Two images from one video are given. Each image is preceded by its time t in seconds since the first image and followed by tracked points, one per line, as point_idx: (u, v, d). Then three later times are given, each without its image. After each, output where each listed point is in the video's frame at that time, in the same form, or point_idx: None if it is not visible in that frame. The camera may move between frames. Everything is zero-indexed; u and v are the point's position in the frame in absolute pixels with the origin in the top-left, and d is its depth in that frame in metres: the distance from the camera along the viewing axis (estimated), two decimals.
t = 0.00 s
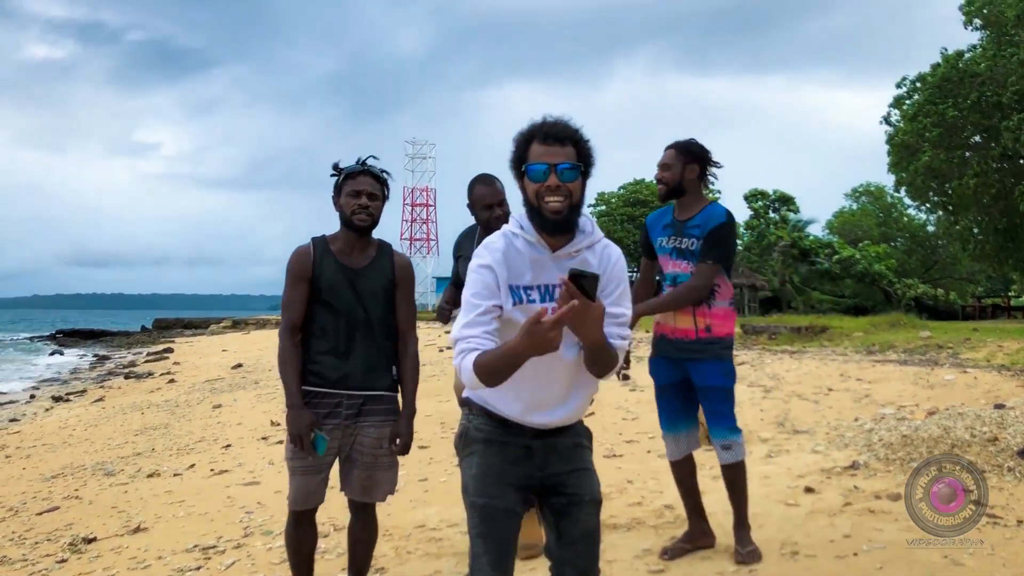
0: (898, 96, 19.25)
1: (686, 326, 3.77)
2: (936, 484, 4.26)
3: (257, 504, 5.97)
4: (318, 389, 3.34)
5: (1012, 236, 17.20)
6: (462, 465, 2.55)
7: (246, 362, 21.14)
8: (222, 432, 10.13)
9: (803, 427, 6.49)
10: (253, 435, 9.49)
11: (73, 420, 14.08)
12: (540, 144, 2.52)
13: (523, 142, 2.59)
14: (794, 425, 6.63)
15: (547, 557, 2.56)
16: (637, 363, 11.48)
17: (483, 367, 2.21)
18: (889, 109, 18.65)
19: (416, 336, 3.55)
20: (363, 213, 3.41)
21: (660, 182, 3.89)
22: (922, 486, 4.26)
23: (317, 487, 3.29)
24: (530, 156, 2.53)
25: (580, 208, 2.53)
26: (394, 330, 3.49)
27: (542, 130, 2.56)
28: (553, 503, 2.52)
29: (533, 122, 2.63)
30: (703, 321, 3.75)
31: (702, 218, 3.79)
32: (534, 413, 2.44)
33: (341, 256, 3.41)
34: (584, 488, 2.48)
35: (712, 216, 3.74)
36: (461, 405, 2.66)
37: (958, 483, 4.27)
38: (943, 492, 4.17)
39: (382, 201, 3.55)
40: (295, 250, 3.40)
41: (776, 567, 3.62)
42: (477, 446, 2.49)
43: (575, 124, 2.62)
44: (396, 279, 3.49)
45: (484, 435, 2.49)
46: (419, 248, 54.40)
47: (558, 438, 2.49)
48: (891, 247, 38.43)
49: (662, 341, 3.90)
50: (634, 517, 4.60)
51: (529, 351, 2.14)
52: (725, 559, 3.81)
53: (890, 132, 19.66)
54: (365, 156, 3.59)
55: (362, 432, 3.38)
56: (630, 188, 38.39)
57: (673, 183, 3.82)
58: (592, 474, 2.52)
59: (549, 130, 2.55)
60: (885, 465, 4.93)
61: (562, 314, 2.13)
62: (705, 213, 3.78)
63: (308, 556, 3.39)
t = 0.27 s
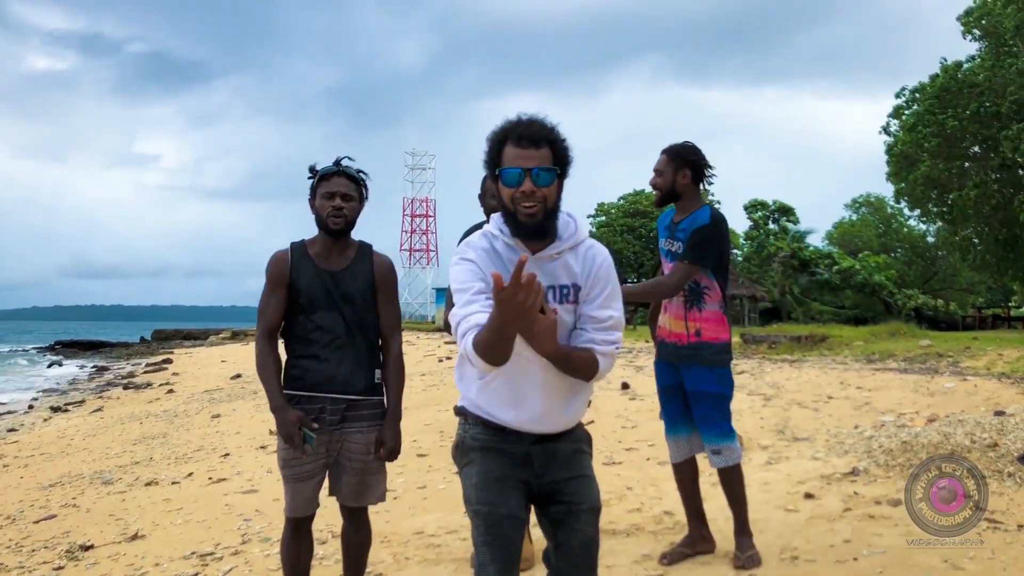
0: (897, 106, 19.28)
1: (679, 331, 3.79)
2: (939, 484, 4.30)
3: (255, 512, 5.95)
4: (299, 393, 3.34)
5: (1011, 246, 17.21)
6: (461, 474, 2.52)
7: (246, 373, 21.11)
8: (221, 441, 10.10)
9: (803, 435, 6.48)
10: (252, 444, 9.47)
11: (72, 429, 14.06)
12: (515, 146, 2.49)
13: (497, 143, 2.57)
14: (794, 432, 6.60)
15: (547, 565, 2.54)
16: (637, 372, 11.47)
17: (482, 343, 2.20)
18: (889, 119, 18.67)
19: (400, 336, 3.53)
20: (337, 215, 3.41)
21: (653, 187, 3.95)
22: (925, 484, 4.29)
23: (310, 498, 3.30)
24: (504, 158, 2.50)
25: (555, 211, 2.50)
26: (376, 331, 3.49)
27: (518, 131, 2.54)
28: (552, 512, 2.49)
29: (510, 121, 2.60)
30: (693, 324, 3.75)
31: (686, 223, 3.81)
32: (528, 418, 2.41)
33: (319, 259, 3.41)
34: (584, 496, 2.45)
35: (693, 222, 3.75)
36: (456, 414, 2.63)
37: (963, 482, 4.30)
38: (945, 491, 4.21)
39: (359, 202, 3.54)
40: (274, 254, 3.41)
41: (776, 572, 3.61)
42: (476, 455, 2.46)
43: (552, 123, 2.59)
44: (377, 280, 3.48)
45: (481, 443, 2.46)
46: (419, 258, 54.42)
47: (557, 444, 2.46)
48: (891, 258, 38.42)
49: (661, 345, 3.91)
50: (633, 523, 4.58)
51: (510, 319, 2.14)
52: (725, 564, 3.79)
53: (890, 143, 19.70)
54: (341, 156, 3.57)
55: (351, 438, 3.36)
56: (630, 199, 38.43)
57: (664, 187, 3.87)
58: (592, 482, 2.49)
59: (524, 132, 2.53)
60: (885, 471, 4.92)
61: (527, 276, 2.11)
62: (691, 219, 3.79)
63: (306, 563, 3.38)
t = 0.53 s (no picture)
0: (896, 112, 19.30)
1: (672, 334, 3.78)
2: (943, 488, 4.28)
3: (253, 513, 5.93)
4: (276, 401, 3.32)
5: (1011, 251, 17.21)
6: (452, 474, 2.49)
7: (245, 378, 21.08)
8: (220, 445, 10.08)
9: (803, 436, 6.47)
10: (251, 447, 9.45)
11: (71, 434, 14.03)
12: (491, 133, 2.44)
13: (474, 131, 2.51)
14: (793, 434, 6.59)
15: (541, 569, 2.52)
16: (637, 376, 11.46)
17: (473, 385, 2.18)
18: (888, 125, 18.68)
19: (382, 334, 3.54)
20: (303, 219, 3.41)
21: (661, 196, 3.91)
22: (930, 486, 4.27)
23: (290, 502, 3.29)
24: (481, 146, 2.45)
25: (536, 198, 2.46)
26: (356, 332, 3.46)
27: (494, 117, 2.48)
28: (545, 516, 2.46)
29: (486, 106, 2.56)
30: (688, 329, 3.74)
31: (693, 235, 3.77)
32: (516, 414, 2.39)
33: (292, 264, 3.43)
34: (578, 496, 2.43)
35: (702, 236, 3.71)
36: (445, 414, 2.61)
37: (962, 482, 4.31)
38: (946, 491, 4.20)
39: (327, 203, 3.53)
40: (248, 265, 3.46)
41: (774, 570, 3.60)
42: (467, 454, 2.43)
43: (530, 107, 2.54)
44: (352, 280, 3.47)
45: (471, 440, 2.44)
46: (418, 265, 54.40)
47: (550, 442, 2.45)
48: (891, 263, 38.42)
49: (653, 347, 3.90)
50: (632, 523, 4.57)
51: (506, 375, 2.09)
52: (724, 563, 3.78)
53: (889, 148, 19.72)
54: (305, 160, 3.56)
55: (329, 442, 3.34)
56: (630, 205, 38.45)
57: (674, 198, 3.84)
58: (585, 486, 2.47)
59: (501, 117, 2.48)
60: (885, 471, 4.91)
61: (530, 339, 2.05)
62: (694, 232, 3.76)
63: (294, 567, 3.38)
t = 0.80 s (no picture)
0: (896, 111, 19.31)
1: (685, 321, 3.77)
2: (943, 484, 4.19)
3: (253, 509, 5.92)
4: (270, 389, 3.31)
5: (1011, 249, 17.21)
6: (450, 485, 2.39)
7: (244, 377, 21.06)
8: (219, 442, 10.06)
9: (804, 432, 6.46)
10: (251, 445, 9.44)
11: (70, 432, 14.01)
12: (477, 124, 2.42)
13: (460, 122, 2.50)
14: (794, 430, 6.58)
15: None
16: (636, 374, 11.45)
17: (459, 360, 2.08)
18: (888, 123, 18.68)
19: (370, 312, 3.46)
20: (282, 195, 3.41)
21: (688, 176, 3.84)
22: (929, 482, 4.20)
23: (293, 491, 3.32)
24: (468, 137, 2.43)
25: (526, 192, 2.44)
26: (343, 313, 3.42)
27: (481, 107, 2.46)
28: (551, 524, 2.35)
29: (472, 96, 2.54)
30: (702, 315, 3.74)
31: (724, 221, 3.76)
32: (513, 418, 2.32)
33: (279, 244, 3.43)
34: (583, 498, 2.35)
35: (739, 224, 3.72)
36: (435, 424, 2.51)
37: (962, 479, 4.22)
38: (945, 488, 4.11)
39: (308, 179, 3.52)
40: (240, 246, 3.49)
41: (777, 563, 3.59)
42: (465, 462, 2.34)
43: (517, 97, 2.52)
44: (339, 260, 3.42)
45: (469, 448, 2.35)
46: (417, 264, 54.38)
47: (548, 444, 2.37)
48: (890, 263, 38.43)
49: (660, 338, 3.88)
50: (634, 518, 4.55)
51: (487, 334, 1.99)
52: (726, 556, 3.77)
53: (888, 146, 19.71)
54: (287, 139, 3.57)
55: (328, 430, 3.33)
56: (629, 205, 38.45)
57: (708, 179, 3.81)
58: (587, 489, 2.40)
59: (488, 108, 2.45)
60: (887, 465, 4.90)
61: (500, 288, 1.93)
62: (728, 216, 3.75)
63: (300, 556, 3.40)
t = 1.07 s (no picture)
0: (897, 102, 19.27)
1: (714, 308, 3.73)
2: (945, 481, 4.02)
3: (254, 498, 5.91)
4: (263, 378, 3.29)
5: (1011, 240, 17.20)
6: (455, 476, 2.29)
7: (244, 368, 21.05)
8: (220, 432, 10.05)
9: (805, 421, 6.46)
10: (251, 434, 9.43)
11: (70, 422, 14.00)
12: (485, 77, 2.30)
13: (456, 80, 2.35)
14: (795, 419, 6.58)
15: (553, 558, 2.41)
16: (636, 364, 11.44)
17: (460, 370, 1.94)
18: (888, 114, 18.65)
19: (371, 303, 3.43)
20: (278, 185, 3.41)
21: (716, 158, 3.76)
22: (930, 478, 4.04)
23: (292, 479, 3.32)
24: (473, 90, 2.29)
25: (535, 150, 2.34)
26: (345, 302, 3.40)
27: (482, 63, 2.34)
28: (555, 511, 2.32)
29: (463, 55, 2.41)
30: (731, 302, 3.72)
31: (753, 205, 3.76)
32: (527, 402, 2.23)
33: (280, 232, 3.41)
34: (585, 483, 2.32)
35: (769, 208, 3.76)
36: (433, 408, 2.36)
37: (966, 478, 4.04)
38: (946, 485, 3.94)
39: (305, 166, 3.51)
40: (241, 233, 3.48)
41: (780, 549, 3.60)
42: (473, 454, 2.23)
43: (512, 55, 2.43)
44: (342, 248, 3.41)
45: (475, 438, 2.24)
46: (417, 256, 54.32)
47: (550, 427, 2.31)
48: (890, 254, 38.41)
49: (683, 324, 3.80)
50: (636, 505, 4.55)
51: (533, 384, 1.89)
52: (729, 542, 3.78)
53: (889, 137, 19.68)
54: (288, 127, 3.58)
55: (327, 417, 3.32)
56: (629, 197, 38.40)
57: (739, 161, 3.78)
58: (588, 470, 2.36)
59: (490, 63, 2.34)
60: (889, 453, 4.90)
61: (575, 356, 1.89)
62: (756, 200, 3.76)
63: (300, 546, 3.38)
